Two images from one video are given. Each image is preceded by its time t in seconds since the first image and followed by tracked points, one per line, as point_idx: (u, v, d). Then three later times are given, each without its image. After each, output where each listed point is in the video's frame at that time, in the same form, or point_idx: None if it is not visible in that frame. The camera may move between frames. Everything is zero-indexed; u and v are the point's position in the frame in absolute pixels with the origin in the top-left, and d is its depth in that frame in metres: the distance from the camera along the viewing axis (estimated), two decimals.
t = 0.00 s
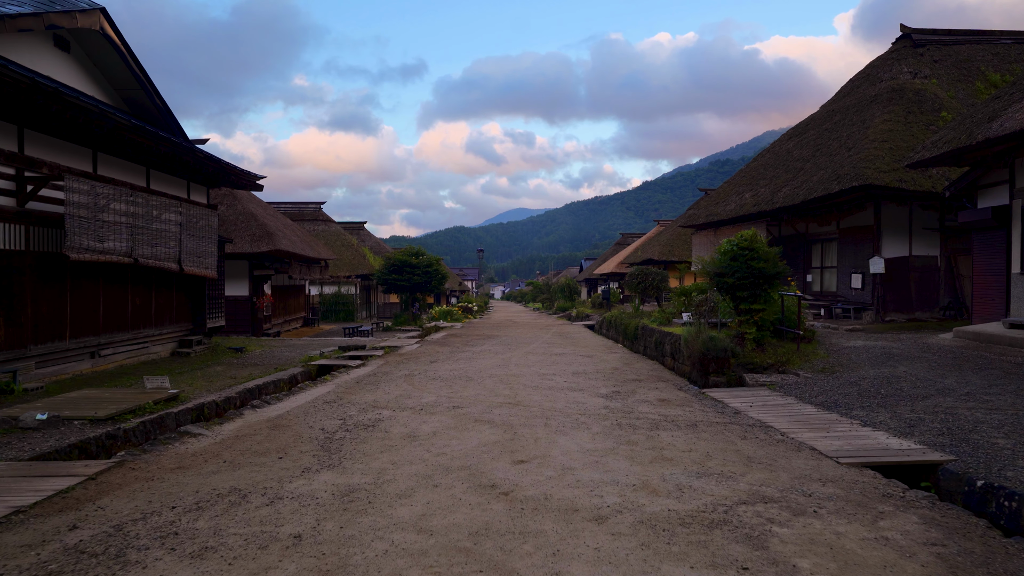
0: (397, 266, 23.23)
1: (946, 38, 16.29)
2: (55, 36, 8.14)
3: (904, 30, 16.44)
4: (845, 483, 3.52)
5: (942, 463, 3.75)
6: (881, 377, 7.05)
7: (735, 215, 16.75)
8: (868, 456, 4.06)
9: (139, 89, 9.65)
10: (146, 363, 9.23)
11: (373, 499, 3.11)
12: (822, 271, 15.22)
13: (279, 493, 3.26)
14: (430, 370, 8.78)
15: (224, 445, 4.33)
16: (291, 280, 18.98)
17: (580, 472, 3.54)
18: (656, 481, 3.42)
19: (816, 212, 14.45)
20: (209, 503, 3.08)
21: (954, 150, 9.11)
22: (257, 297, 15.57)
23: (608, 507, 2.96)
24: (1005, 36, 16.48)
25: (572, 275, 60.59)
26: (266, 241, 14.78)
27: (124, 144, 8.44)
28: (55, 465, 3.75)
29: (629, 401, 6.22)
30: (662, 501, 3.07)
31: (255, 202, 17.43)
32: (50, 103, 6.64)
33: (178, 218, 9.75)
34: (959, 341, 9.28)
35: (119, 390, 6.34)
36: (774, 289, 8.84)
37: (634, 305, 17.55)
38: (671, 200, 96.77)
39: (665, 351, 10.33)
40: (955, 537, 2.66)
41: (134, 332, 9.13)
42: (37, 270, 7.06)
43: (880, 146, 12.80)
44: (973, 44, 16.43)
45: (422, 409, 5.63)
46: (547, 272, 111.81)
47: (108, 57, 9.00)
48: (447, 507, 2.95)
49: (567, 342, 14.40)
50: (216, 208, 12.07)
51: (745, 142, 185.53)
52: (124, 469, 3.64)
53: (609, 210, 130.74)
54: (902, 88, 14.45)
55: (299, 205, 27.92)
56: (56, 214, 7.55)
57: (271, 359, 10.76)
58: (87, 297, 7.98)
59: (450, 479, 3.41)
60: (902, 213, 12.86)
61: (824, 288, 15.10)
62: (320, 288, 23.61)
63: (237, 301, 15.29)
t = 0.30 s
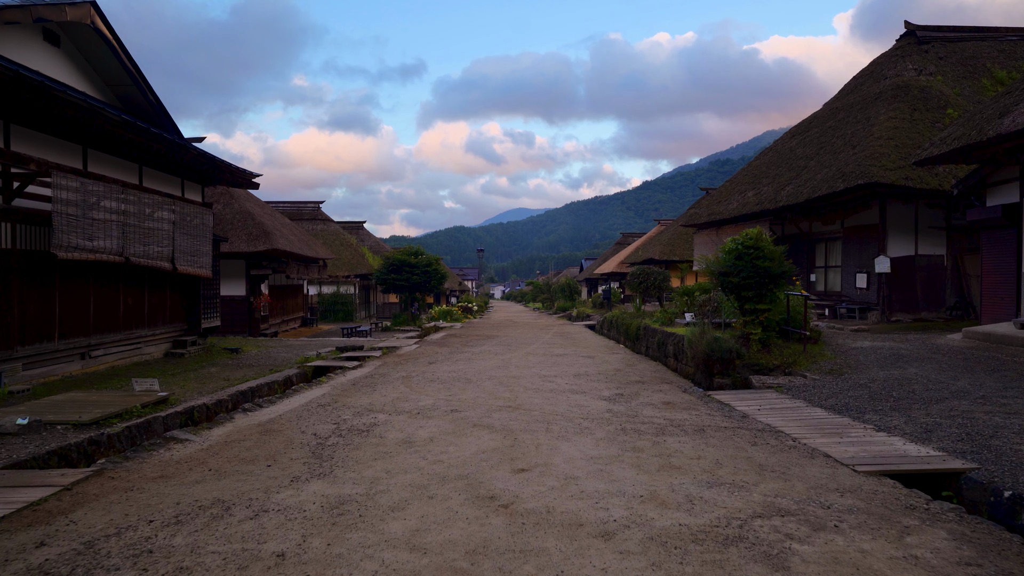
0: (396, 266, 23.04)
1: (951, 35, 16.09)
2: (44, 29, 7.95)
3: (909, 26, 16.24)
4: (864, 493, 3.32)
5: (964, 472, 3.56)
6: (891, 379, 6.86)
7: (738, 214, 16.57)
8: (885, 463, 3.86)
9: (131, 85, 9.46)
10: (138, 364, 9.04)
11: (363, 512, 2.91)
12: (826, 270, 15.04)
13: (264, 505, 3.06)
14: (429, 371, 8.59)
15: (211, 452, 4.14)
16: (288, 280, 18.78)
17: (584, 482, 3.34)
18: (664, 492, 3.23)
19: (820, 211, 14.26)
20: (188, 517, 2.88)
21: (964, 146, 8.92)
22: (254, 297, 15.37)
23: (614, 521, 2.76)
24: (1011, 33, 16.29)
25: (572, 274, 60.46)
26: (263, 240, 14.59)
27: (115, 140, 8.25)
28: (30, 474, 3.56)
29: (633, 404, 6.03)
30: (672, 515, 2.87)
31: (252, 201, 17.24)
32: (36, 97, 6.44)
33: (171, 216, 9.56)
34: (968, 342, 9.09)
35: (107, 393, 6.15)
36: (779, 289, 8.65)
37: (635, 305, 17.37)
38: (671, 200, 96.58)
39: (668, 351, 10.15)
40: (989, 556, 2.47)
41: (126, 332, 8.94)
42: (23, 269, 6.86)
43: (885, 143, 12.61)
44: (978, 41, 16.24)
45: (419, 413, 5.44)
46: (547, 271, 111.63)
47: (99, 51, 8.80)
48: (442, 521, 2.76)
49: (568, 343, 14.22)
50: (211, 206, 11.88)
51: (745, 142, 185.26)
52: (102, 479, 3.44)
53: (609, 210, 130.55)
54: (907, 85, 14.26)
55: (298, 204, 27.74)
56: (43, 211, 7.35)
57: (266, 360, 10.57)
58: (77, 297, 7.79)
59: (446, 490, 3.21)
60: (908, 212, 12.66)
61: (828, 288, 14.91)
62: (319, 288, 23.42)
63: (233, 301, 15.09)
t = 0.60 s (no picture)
0: (395, 266, 22.85)
1: (956, 32, 15.92)
2: (32, 22, 7.77)
3: (913, 23, 16.06)
4: (886, 503, 3.13)
5: (990, 480, 3.36)
6: (902, 381, 6.67)
7: (741, 213, 16.38)
8: (905, 470, 3.66)
9: (123, 80, 9.27)
10: (130, 365, 8.85)
11: (353, 524, 2.72)
12: (830, 270, 14.85)
13: (249, 516, 2.86)
14: (428, 373, 8.41)
15: (197, 458, 3.94)
16: (286, 280, 18.59)
17: (589, 491, 3.15)
18: (674, 501, 3.04)
19: (824, 210, 14.08)
20: (166, 530, 2.69)
21: (974, 143, 8.73)
22: (250, 297, 15.18)
23: (622, 535, 2.57)
24: (1017, 30, 16.13)
25: (572, 275, 60.30)
26: (260, 239, 14.40)
27: (106, 136, 8.06)
28: (4, 483, 3.36)
29: (637, 407, 5.84)
30: (684, 528, 2.68)
31: (249, 200, 17.05)
32: (22, 91, 6.26)
33: (163, 214, 9.37)
34: (977, 343, 8.90)
35: (94, 395, 5.95)
36: (785, 288, 8.46)
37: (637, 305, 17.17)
38: (671, 200, 96.42)
39: (670, 352, 9.97)
40: None
41: (117, 333, 8.75)
42: (9, 267, 6.67)
43: (891, 141, 12.42)
44: (984, 38, 16.07)
45: (416, 416, 5.25)
46: (547, 272, 111.51)
47: (89, 45, 8.62)
48: (438, 535, 2.57)
49: (569, 343, 14.04)
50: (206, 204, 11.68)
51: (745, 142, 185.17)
52: (78, 488, 3.23)
53: (609, 210, 130.38)
54: (912, 82, 14.07)
55: (296, 204, 27.54)
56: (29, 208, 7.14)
57: (262, 361, 10.37)
58: (66, 297, 7.60)
59: (443, 500, 3.02)
60: (914, 210, 12.48)
61: (832, 288, 14.73)
62: (317, 288, 23.25)
63: (230, 301, 14.90)
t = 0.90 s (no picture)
0: (394, 265, 22.65)
1: (961, 28, 15.73)
2: (21, 15, 7.57)
3: (918, 20, 15.87)
4: (911, 515, 2.94)
5: (1019, 489, 3.17)
6: (913, 382, 6.48)
7: (743, 212, 16.19)
8: (927, 478, 3.47)
9: (115, 75, 9.07)
10: (122, 367, 8.66)
11: (341, 540, 2.53)
12: (834, 269, 14.67)
13: (231, 531, 2.67)
14: (426, 374, 8.22)
15: (182, 465, 3.75)
16: (284, 279, 18.40)
17: (594, 503, 2.96)
18: (685, 514, 2.85)
19: (828, 208, 13.89)
20: (140, 548, 2.49)
21: (985, 139, 8.55)
22: (247, 297, 14.98)
23: (632, 553, 2.38)
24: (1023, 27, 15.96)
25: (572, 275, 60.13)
26: (257, 238, 14.21)
27: (96, 132, 7.86)
28: None
29: (642, 409, 5.65)
30: (699, 544, 2.49)
31: (246, 199, 16.86)
32: (9, 84, 6.06)
33: (155, 212, 9.17)
34: (987, 343, 8.73)
35: (81, 398, 5.75)
36: (792, 288, 8.27)
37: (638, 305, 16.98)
38: (671, 200, 96.24)
39: (673, 352, 9.79)
40: None
41: (108, 333, 8.55)
42: None
43: (897, 138, 12.24)
44: (989, 35, 15.89)
45: (413, 420, 5.06)
46: (547, 272, 111.31)
47: (80, 39, 8.42)
48: (433, 553, 2.37)
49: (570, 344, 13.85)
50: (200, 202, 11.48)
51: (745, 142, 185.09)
52: (52, 500, 3.03)
53: (609, 210, 130.19)
54: (918, 79, 13.89)
55: (295, 203, 27.33)
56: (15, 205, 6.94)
57: (257, 361, 10.18)
58: (55, 296, 7.41)
59: (439, 512, 2.83)
60: (920, 208, 12.29)
61: (837, 287, 14.55)
62: (316, 288, 23.05)
63: (226, 301, 14.71)
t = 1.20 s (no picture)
0: (392, 265, 22.46)
1: (966, 25, 15.54)
2: (9, 8, 7.40)
3: (922, 17, 15.68)
4: (939, 528, 2.75)
5: None
6: (924, 384, 6.29)
7: (745, 211, 16.01)
8: (951, 486, 3.27)
9: (106, 70, 8.88)
10: (113, 368, 8.47)
11: (327, 557, 2.34)
12: (838, 269, 14.49)
13: (208, 547, 2.48)
14: (423, 376, 8.05)
15: (164, 473, 3.55)
16: (281, 279, 18.21)
17: (600, 516, 2.77)
18: (696, 528, 2.66)
19: (832, 207, 13.71)
20: (109, 566, 2.30)
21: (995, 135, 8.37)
22: (244, 297, 14.79)
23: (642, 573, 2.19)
24: None
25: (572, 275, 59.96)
26: (253, 237, 14.03)
27: (86, 127, 7.68)
28: None
29: (646, 413, 5.46)
30: (713, 562, 2.31)
31: (243, 198, 16.66)
32: None
33: (148, 210, 8.99)
34: (997, 344, 8.54)
35: (67, 401, 5.56)
36: (798, 287, 8.09)
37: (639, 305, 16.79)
38: (671, 200, 96.05)
39: (676, 353, 9.61)
40: None
41: (100, 334, 8.37)
42: None
43: (902, 135, 12.06)
44: (995, 32, 15.70)
45: (409, 424, 4.87)
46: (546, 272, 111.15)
47: (70, 33, 8.24)
48: (426, 572, 2.19)
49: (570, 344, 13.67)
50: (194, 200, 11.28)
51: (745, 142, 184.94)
52: (20, 513, 2.84)
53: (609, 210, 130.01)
54: (923, 76, 13.70)
55: (293, 203, 27.14)
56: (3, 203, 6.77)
57: (253, 362, 9.99)
58: (43, 296, 7.22)
59: (433, 526, 2.64)
60: (926, 206, 12.10)
61: (840, 287, 14.37)
62: (314, 287, 22.86)
63: (222, 301, 14.51)
